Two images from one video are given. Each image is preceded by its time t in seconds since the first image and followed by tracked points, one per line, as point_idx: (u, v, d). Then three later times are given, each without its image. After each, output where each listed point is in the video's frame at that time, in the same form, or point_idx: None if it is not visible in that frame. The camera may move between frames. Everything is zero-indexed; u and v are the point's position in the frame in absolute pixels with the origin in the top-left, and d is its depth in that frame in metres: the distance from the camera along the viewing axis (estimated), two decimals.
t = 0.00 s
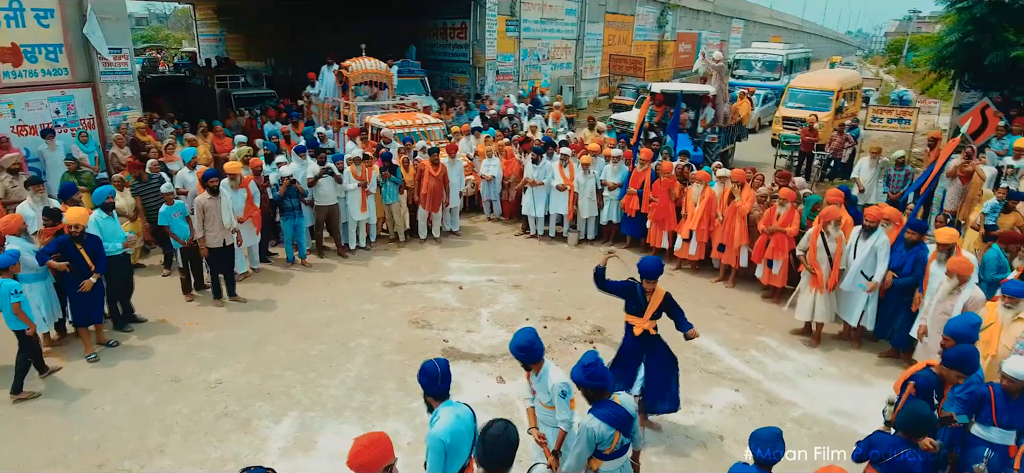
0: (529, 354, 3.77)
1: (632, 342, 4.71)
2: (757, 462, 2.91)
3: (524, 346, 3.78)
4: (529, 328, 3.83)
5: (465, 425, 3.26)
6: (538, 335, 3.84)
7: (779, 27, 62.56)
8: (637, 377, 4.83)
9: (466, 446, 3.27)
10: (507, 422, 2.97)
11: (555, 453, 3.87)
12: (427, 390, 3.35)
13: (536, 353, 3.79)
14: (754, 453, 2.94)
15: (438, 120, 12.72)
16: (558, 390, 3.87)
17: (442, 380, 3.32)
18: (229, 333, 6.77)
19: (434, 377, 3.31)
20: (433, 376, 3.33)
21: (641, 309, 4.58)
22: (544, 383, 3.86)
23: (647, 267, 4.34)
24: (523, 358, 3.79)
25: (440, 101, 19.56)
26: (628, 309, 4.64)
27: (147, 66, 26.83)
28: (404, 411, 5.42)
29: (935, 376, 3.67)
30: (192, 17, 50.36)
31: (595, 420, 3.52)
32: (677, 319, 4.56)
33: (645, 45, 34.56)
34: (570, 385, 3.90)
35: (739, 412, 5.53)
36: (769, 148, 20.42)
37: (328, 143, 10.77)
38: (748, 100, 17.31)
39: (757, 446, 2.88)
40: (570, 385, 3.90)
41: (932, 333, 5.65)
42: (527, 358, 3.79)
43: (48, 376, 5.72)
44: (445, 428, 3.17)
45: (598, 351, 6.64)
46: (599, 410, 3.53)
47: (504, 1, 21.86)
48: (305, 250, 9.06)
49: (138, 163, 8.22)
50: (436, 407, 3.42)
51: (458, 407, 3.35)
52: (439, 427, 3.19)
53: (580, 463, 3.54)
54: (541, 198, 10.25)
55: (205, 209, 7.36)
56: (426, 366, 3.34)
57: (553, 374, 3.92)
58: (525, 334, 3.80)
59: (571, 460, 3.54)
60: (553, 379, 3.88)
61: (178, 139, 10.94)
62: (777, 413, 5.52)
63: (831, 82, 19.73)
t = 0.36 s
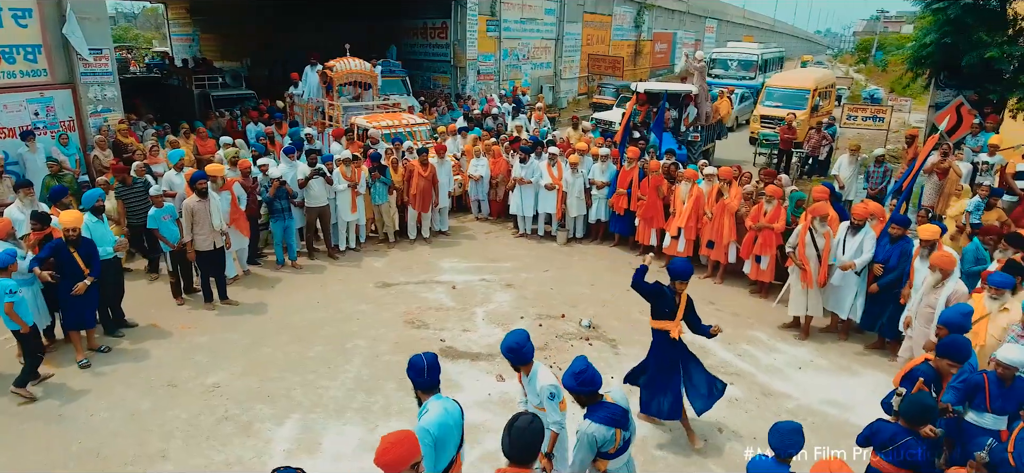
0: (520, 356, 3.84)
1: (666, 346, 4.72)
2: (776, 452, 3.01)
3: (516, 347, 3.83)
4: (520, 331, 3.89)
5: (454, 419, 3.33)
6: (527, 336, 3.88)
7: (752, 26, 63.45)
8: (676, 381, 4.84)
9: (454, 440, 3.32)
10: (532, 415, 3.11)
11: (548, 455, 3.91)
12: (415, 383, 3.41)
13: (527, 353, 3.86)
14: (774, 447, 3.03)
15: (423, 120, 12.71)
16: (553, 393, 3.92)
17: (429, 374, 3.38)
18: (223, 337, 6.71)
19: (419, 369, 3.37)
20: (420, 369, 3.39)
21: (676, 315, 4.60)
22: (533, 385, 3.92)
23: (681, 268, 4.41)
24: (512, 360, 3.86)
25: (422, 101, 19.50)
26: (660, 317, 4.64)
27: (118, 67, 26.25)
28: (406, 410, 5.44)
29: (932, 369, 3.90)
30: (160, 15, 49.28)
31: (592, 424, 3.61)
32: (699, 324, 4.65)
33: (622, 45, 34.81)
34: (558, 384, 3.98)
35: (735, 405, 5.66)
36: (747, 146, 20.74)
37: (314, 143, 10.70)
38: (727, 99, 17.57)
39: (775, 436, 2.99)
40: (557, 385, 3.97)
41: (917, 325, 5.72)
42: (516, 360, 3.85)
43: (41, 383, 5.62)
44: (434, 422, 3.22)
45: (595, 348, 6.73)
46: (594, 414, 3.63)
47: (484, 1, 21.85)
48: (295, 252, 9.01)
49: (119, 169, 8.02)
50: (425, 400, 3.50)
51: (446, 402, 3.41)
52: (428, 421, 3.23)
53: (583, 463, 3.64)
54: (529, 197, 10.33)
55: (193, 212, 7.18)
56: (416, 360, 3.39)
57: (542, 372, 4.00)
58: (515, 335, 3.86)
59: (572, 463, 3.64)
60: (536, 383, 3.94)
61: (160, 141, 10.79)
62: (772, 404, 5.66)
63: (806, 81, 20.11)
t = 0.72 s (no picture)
0: (510, 351, 3.92)
1: (694, 348, 4.80)
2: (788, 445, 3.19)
3: (504, 343, 3.90)
4: (510, 327, 3.95)
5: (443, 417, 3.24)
6: (515, 333, 3.97)
7: (724, 26, 64.41)
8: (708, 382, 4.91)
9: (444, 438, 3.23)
10: (548, 414, 3.15)
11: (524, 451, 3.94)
12: (399, 383, 3.36)
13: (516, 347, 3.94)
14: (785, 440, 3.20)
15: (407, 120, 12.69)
16: (532, 393, 3.88)
17: (413, 373, 3.34)
18: (215, 340, 6.63)
19: (405, 368, 3.33)
20: (404, 368, 3.35)
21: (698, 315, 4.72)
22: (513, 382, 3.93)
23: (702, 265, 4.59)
24: (501, 355, 3.93)
25: (403, 101, 19.42)
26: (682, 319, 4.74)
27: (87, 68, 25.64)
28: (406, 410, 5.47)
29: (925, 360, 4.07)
30: (127, 15, 48.22)
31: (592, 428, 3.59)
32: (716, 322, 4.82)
33: (599, 44, 35.04)
34: (543, 385, 3.92)
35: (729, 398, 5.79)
36: (725, 144, 21.04)
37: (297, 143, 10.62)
38: (705, 98, 17.83)
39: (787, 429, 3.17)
40: (542, 385, 3.91)
41: (900, 321, 5.72)
42: (504, 356, 3.94)
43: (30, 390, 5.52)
44: (423, 419, 3.13)
45: (589, 345, 6.82)
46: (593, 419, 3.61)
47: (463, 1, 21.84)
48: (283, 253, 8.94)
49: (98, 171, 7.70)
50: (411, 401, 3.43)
51: (434, 400, 3.33)
52: (417, 419, 3.15)
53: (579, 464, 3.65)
54: (516, 196, 10.39)
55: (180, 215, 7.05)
56: (399, 359, 3.37)
57: (533, 371, 3.97)
58: (505, 331, 3.93)
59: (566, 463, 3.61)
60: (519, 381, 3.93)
61: (141, 143, 10.61)
62: (765, 396, 5.79)
63: (782, 80, 20.49)
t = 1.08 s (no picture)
0: (503, 338, 4.05)
1: (719, 343, 4.87)
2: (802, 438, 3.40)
3: (497, 332, 4.04)
4: (505, 318, 4.08)
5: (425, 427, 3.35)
6: (510, 324, 4.06)
7: (697, 26, 65.15)
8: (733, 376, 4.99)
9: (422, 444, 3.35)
10: (559, 413, 3.18)
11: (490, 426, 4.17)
12: (380, 394, 3.41)
13: (509, 337, 4.05)
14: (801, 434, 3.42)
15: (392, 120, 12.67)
16: (503, 383, 4.02)
17: (395, 383, 3.38)
18: (208, 343, 6.56)
19: (384, 381, 3.36)
20: (384, 380, 3.38)
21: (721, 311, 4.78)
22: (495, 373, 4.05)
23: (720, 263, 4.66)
24: (494, 342, 4.09)
25: (384, 101, 19.33)
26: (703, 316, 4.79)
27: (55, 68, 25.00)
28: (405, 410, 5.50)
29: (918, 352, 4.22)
30: (95, 15, 47.12)
31: (593, 424, 3.62)
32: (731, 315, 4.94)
33: (576, 44, 35.22)
34: (523, 378, 4.02)
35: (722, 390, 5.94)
36: (704, 143, 21.33)
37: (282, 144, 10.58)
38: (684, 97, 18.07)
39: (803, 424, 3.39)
40: (519, 379, 4.02)
41: (885, 317, 5.73)
42: (498, 344, 4.08)
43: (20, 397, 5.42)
44: (404, 434, 3.22)
45: (583, 341, 6.92)
46: (593, 415, 3.63)
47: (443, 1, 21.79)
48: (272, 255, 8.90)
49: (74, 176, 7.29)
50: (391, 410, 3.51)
51: (413, 408, 3.41)
52: (397, 433, 3.24)
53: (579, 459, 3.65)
54: (503, 196, 10.46)
55: (168, 217, 6.93)
56: (378, 371, 3.39)
57: (521, 365, 4.08)
58: (499, 321, 4.05)
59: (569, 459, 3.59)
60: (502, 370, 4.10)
61: (121, 145, 10.43)
62: (756, 388, 5.93)
63: (758, 79, 20.82)
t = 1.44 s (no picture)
0: (493, 332, 4.18)
1: (729, 340, 4.90)
2: (809, 430, 3.46)
3: (486, 328, 4.19)
4: (495, 312, 4.22)
5: (399, 434, 3.33)
6: (500, 319, 4.20)
7: (672, 26, 65.83)
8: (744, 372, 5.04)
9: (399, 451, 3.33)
10: (567, 409, 3.14)
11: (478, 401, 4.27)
12: (355, 402, 3.41)
13: (498, 332, 4.16)
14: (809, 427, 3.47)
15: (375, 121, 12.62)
16: (488, 376, 4.10)
17: (370, 391, 3.39)
18: (197, 347, 6.48)
19: (360, 388, 3.36)
20: (360, 389, 3.38)
21: (732, 309, 4.81)
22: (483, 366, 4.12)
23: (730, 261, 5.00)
24: (486, 337, 4.24)
25: (364, 101, 19.23)
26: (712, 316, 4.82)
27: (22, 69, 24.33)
28: (402, 410, 5.52)
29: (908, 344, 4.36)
30: (60, 14, 45.91)
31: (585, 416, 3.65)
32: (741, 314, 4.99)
33: (554, 44, 35.37)
34: (508, 372, 4.04)
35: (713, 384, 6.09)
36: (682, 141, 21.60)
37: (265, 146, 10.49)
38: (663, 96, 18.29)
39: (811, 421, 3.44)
40: (504, 373, 4.05)
41: (867, 313, 5.71)
42: (489, 339, 4.23)
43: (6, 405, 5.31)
44: (375, 442, 3.20)
45: (574, 338, 7.00)
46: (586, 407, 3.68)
47: (422, 1, 21.73)
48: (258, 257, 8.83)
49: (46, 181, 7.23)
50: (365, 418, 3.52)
51: (388, 415, 3.38)
52: (370, 440, 3.22)
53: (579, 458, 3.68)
54: (490, 196, 10.50)
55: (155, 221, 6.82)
56: (354, 378, 3.39)
57: (508, 358, 4.09)
58: (488, 316, 4.20)
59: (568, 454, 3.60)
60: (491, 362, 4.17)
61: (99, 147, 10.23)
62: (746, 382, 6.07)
63: (735, 78, 21.16)
